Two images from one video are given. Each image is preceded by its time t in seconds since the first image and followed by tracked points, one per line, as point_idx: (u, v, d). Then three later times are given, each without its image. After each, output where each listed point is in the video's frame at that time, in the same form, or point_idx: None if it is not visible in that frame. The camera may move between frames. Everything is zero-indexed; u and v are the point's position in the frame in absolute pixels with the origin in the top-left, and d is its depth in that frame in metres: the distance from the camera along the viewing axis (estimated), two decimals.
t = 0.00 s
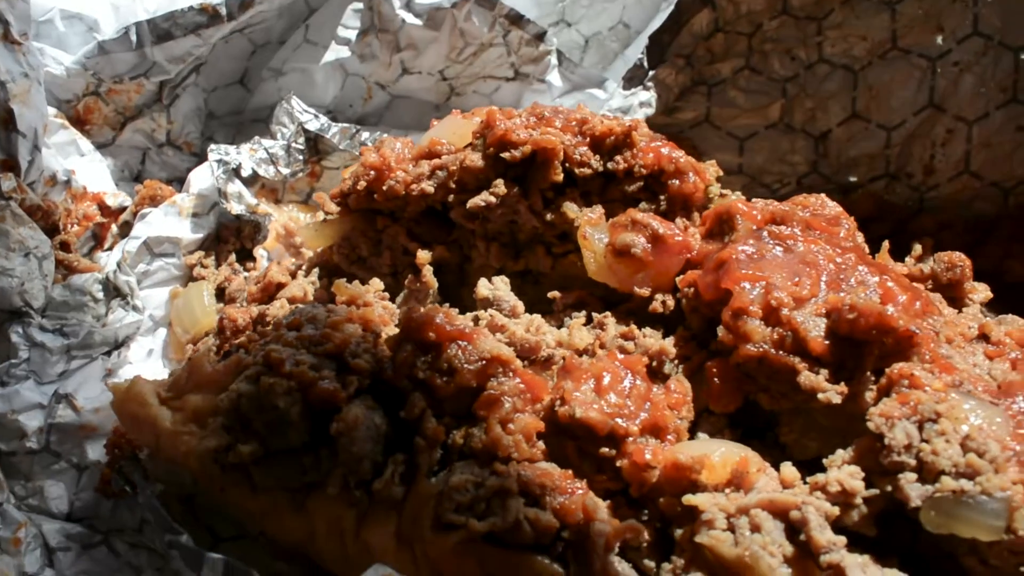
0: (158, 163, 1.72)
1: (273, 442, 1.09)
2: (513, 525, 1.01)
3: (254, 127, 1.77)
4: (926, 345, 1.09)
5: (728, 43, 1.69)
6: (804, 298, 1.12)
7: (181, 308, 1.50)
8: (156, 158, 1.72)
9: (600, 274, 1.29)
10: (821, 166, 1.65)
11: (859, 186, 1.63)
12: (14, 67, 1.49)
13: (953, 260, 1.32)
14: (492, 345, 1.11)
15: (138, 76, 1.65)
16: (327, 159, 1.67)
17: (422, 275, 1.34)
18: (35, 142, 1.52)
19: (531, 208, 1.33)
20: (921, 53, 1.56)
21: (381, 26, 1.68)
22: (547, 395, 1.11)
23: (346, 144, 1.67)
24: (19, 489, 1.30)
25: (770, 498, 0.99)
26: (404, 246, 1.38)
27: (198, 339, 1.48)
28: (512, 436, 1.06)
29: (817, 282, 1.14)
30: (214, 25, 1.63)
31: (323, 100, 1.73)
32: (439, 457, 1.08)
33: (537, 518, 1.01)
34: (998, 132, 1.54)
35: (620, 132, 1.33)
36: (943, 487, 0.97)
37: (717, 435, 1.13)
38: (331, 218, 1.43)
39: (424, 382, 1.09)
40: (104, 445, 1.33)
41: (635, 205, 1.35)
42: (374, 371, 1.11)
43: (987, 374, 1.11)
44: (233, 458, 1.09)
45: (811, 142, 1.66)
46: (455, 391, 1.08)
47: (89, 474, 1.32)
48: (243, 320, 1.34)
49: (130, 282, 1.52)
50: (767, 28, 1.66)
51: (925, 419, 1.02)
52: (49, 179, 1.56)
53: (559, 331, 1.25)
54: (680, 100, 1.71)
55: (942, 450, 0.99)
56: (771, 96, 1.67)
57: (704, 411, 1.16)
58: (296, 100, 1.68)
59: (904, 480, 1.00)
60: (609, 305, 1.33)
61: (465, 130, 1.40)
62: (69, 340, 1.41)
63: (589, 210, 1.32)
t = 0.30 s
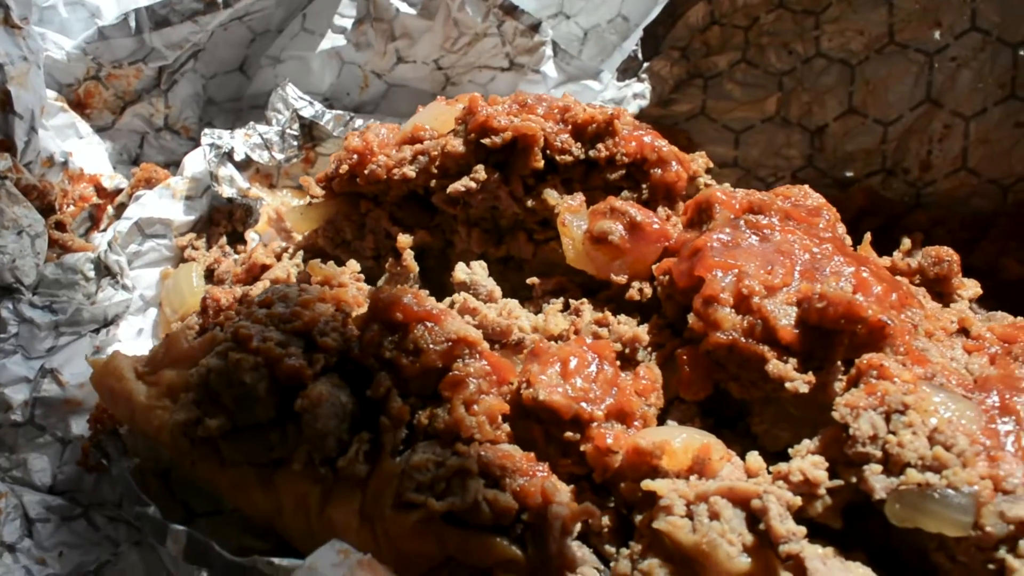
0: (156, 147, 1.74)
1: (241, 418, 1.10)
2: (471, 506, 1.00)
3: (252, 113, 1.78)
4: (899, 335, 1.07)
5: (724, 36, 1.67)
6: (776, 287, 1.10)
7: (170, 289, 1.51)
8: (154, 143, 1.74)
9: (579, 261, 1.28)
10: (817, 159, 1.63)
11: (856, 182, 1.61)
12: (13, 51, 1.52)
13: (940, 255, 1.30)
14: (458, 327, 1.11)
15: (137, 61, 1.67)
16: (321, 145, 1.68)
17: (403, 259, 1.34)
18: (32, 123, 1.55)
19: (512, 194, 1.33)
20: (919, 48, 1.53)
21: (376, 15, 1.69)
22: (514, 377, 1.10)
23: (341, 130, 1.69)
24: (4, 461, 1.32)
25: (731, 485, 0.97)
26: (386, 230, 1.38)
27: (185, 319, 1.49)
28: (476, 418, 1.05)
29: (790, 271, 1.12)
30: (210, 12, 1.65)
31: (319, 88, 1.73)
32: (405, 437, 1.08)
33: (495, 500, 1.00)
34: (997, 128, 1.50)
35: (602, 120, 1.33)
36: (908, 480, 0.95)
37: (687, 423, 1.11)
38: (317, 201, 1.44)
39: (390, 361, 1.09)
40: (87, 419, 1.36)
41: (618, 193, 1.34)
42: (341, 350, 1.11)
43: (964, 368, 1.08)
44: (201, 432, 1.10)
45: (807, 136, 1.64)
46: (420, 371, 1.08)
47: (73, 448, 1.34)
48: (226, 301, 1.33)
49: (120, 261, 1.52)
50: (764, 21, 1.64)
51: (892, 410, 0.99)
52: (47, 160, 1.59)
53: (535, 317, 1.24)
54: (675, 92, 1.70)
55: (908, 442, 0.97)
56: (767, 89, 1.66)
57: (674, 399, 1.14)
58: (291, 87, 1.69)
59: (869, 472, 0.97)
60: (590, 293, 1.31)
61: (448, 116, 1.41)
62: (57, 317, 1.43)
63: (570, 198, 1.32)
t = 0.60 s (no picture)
0: (158, 130, 1.75)
1: (215, 390, 1.10)
2: (436, 482, 1.00)
3: (254, 98, 1.79)
4: (877, 323, 1.03)
5: (724, 27, 1.65)
6: (754, 273, 1.08)
7: (164, 268, 1.51)
8: (156, 125, 1.75)
9: (562, 245, 1.27)
10: (815, 152, 1.61)
11: (854, 175, 1.58)
12: (17, 31, 1.55)
13: (932, 247, 1.27)
14: (431, 305, 1.10)
15: (140, 44, 1.69)
16: (319, 130, 1.69)
17: (388, 241, 1.35)
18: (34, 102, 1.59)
19: (497, 177, 1.33)
20: (922, 40, 1.50)
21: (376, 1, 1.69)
22: (485, 356, 1.10)
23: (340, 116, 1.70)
24: None
25: (695, 469, 0.95)
26: (374, 212, 1.39)
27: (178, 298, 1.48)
28: (445, 396, 1.05)
29: (769, 255, 1.10)
30: None
31: (319, 74, 1.75)
32: (375, 414, 1.07)
33: (459, 477, 1.00)
34: (999, 123, 1.47)
35: (589, 105, 1.32)
36: (878, 470, 0.92)
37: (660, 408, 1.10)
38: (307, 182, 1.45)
39: (363, 338, 1.09)
40: (76, 391, 1.37)
41: (605, 178, 1.34)
42: (315, 325, 1.11)
43: (944, 360, 1.04)
44: (175, 403, 1.11)
45: (807, 129, 1.61)
46: (392, 348, 1.08)
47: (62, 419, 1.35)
48: (213, 277, 1.35)
49: (115, 239, 1.53)
50: (765, 12, 1.61)
51: (865, 399, 0.96)
52: (49, 139, 1.63)
53: (514, 301, 1.23)
54: (674, 83, 1.67)
55: (879, 431, 0.93)
56: (767, 80, 1.63)
57: (648, 384, 1.13)
58: (291, 72, 1.70)
59: (838, 460, 0.94)
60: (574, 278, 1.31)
61: (438, 98, 1.41)
62: (51, 291, 1.45)
63: (555, 181, 1.31)
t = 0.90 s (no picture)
0: (166, 109, 1.77)
1: (194, 358, 1.11)
2: (403, 455, 1.00)
3: (261, 79, 1.78)
4: (860, 307, 0.99)
5: (732, 14, 1.62)
6: (736, 254, 1.05)
7: (162, 243, 1.52)
8: (164, 104, 1.76)
9: (549, 225, 1.27)
10: (820, 140, 1.57)
11: (857, 164, 1.55)
12: (27, 9, 1.56)
13: (928, 235, 1.23)
14: (410, 279, 1.10)
15: (149, 24, 1.71)
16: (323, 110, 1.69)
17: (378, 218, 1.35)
18: (42, 79, 1.59)
19: (488, 156, 1.32)
20: (930, 29, 1.46)
21: None
22: (462, 332, 1.09)
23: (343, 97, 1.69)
24: None
25: (663, 449, 0.93)
26: (366, 190, 1.40)
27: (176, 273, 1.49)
28: (418, 369, 1.05)
29: (752, 237, 1.07)
30: None
31: (325, 56, 1.75)
32: (350, 386, 1.07)
33: (426, 450, 0.99)
34: (1008, 112, 1.44)
35: (582, 86, 1.31)
36: (849, 455, 0.89)
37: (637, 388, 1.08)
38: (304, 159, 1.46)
39: (341, 311, 1.09)
40: (69, 359, 1.39)
41: (597, 159, 1.33)
42: (294, 297, 1.12)
43: (929, 348, 1.00)
44: (155, 370, 1.13)
45: (812, 117, 1.58)
46: (367, 321, 1.08)
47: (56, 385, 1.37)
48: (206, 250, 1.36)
49: (115, 213, 1.56)
50: None
51: (840, 382, 0.93)
52: (56, 116, 1.64)
53: (498, 280, 1.21)
54: (678, 69, 1.65)
55: (852, 416, 0.90)
56: (773, 68, 1.59)
57: (627, 364, 1.11)
58: (296, 54, 1.70)
59: (809, 444, 0.91)
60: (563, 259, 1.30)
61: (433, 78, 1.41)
62: (50, 262, 1.47)
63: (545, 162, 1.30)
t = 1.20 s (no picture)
0: (178, 84, 1.78)
1: (178, 323, 1.12)
2: (374, 422, 1.00)
3: (273, 57, 1.79)
4: (845, 287, 0.96)
5: None
6: (721, 231, 1.01)
7: (166, 213, 1.56)
8: (177, 79, 1.78)
9: (542, 201, 1.25)
10: (830, 125, 1.54)
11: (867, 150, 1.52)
12: None
13: (929, 219, 1.19)
14: (391, 250, 1.09)
15: None
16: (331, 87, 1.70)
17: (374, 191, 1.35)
18: (55, 52, 1.61)
19: (484, 131, 1.31)
20: (946, 13, 1.42)
21: None
22: (442, 304, 1.09)
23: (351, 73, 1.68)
24: None
25: (632, 423, 0.91)
26: (363, 163, 1.40)
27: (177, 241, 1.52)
28: (395, 338, 1.04)
29: (740, 214, 1.03)
30: None
31: (337, 34, 1.76)
32: (330, 353, 1.07)
33: (397, 418, 0.99)
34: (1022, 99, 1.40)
35: (579, 63, 1.29)
36: (821, 436, 0.85)
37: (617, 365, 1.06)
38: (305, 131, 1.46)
39: (323, 279, 1.09)
40: (70, 323, 1.40)
41: (594, 137, 1.30)
42: (277, 265, 1.11)
43: (916, 330, 0.96)
44: (141, 334, 1.13)
45: (823, 101, 1.54)
46: (348, 290, 1.08)
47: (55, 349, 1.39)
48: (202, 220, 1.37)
49: (121, 182, 1.57)
50: None
51: (816, 361, 0.89)
52: (70, 89, 1.66)
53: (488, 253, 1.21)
54: (688, 51, 1.62)
55: (827, 396, 0.87)
56: (784, 51, 1.55)
57: (607, 340, 1.09)
58: (305, 32, 1.70)
59: (782, 423, 0.88)
60: (556, 236, 1.28)
61: (432, 52, 1.41)
62: (55, 229, 1.50)
63: (540, 139, 1.28)
